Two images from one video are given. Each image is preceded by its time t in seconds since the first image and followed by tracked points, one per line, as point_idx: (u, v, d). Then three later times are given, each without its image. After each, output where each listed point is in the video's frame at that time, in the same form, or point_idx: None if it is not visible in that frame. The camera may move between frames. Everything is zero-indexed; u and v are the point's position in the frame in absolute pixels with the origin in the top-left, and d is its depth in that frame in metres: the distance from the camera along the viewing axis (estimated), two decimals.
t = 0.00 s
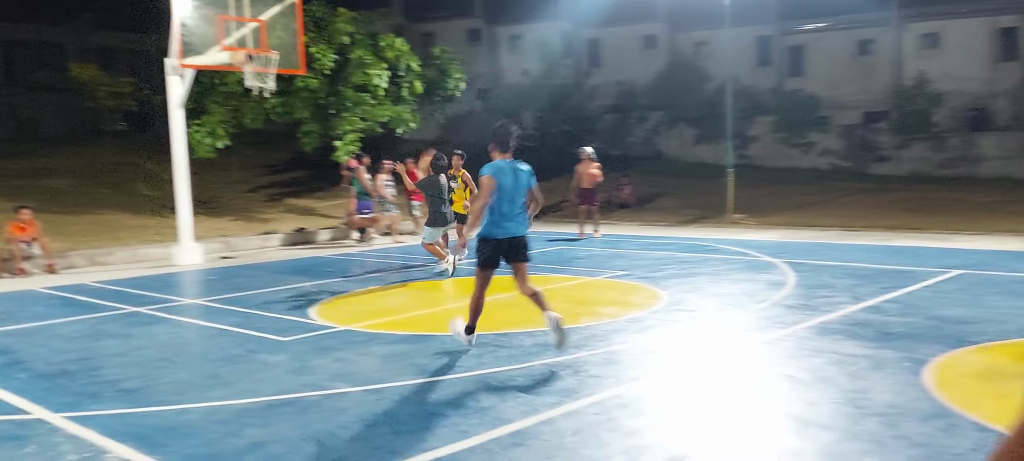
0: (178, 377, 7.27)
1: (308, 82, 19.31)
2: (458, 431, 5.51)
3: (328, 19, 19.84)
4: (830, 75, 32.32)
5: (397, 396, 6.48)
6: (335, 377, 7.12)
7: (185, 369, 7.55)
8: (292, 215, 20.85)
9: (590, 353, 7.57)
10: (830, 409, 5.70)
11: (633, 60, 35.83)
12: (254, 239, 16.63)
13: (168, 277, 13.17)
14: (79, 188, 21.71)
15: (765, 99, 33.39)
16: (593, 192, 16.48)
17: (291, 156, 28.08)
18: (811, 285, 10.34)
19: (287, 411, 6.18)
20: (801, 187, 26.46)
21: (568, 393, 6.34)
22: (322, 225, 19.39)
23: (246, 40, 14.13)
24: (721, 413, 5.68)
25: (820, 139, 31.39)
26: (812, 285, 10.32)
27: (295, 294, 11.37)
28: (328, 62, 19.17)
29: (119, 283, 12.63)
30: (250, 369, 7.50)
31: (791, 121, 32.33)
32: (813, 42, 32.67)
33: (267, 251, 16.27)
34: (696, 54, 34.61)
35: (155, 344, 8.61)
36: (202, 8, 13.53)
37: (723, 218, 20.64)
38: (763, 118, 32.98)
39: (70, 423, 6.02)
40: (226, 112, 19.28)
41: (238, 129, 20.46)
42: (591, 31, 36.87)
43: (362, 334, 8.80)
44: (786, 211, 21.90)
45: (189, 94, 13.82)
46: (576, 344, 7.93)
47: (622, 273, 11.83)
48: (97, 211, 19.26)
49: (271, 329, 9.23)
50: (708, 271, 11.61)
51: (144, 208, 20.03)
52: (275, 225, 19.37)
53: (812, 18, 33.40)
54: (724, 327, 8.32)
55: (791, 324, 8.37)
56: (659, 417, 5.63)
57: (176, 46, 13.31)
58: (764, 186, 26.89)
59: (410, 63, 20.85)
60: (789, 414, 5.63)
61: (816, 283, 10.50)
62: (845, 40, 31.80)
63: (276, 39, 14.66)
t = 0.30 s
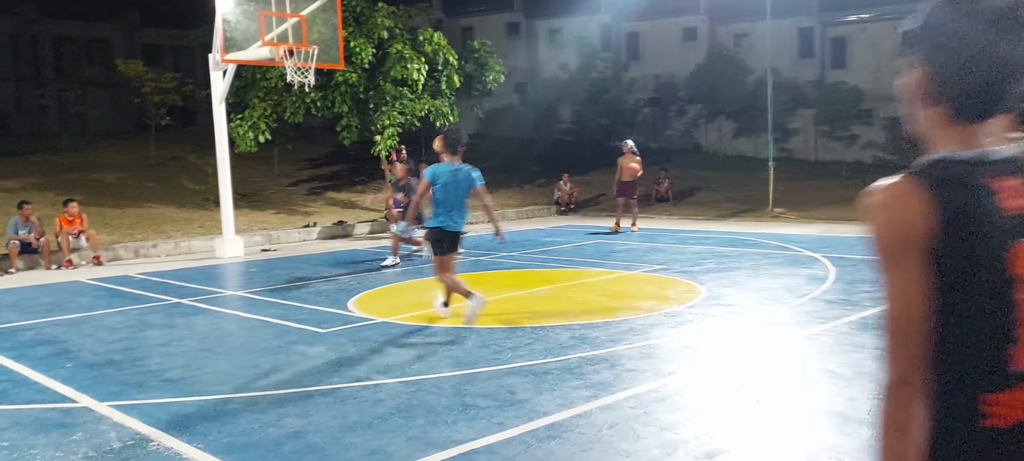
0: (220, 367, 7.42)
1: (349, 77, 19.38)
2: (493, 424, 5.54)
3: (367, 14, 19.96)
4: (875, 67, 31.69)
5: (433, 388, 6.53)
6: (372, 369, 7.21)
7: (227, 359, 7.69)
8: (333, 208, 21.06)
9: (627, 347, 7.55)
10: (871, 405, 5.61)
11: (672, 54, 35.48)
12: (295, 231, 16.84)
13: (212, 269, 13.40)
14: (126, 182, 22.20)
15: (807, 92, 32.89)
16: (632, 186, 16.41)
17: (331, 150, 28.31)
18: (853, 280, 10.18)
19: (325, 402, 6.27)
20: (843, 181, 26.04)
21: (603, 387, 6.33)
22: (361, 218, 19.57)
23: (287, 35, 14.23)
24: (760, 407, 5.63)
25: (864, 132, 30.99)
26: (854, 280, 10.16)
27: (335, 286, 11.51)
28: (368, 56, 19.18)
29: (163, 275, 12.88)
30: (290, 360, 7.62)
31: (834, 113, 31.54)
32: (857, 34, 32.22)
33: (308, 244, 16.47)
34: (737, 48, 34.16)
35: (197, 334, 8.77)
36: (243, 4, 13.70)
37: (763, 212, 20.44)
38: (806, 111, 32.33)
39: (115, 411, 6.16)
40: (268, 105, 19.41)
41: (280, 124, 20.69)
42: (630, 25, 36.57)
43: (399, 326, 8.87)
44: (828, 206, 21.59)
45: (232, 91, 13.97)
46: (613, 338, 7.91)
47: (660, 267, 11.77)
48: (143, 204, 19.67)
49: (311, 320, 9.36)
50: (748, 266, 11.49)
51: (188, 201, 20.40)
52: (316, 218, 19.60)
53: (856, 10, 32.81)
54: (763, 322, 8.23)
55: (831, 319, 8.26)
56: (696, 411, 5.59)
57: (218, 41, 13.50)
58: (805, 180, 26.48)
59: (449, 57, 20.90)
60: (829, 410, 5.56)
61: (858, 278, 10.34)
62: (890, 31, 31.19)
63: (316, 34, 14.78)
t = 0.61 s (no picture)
0: (226, 364, 7.44)
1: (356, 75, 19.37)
2: (497, 422, 5.54)
3: (375, 13, 19.95)
4: (884, 67, 31.68)
5: (438, 386, 6.53)
6: (377, 366, 7.22)
7: (233, 357, 7.71)
8: (341, 206, 21.11)
9: (632, 345, 7.54)
10: (877, 404, 5.59)
11: (679, 54, 35.16)
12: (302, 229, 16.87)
13: (219, 266, 13.43)
14: (134, 179, 22.26)
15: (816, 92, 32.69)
16: (639, 185, 16.37)
17: (339, 148, 28.36)
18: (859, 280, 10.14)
19: (330, 399, 6.27)
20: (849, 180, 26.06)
21: (607, 385, 6.31)
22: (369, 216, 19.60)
23: (295, 33, 14.24)
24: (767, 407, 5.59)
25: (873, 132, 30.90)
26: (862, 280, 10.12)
27: (341, 284, 11.51)
28: (376, 54, 19.21)
29: (170, 272, 12.92)
30: (295, 357, 7.63)
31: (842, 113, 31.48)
32: (865, 34, 32.05)
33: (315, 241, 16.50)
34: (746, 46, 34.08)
35: (204, 331, 8.80)
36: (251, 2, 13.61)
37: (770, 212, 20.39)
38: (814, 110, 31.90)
39: (121, 407, 6.18)
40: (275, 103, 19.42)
41: (288, 121, 20.68)
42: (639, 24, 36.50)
43: (405, 324, 8.88)
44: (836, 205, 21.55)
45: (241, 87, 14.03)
46: (619, 337, 7.89)
47: (666, 266, 11.75)
48: (151, 201, 19.72)
49: (317, 318, 9.37)
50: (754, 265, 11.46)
51: (196, 199, 20.45)
52: (323, 216, 19.64)
53: (865, 10, 32.75)
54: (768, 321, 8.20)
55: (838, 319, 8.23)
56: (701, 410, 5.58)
57: (227, 40, 13.44)
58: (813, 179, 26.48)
59: (457, 55, 20.88)
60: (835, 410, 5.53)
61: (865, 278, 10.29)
62: (900, 30, 31.22)
63: (322, 32, 14.78)
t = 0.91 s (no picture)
0: (220, 363, 7.42)
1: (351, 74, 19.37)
2: (491, 421, 5.54)
3: (371, 12, 19.93)
4: (880, 68, 31.74)
5: (432, 385, 6.53)
6: (372, 365, 7.21)
7: (227, 356, 7.69)
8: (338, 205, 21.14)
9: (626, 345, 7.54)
10: (870, 404, 5.61)
11: (677, 53, 35.35)
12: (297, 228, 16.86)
13: (214, 265, 13.42)
14: (130, 178, 22.24)
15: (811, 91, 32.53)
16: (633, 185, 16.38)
17: (335, 148, 28.37)
18: (853, 280, 10.16)
19: (324, 398, 6.26)
20: (845, 179, 26.23)
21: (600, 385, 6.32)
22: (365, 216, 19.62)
23: (290, 33, 14.23)
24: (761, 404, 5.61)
25: (868, 132, 30.98)
26: (855, 280, 10.15)
27: (336, 283, 11.51)
28: (372, 53, 19.22)
29: (165, 271, 12.90)
30: (290, 356, 7.63)
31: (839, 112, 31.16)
32: (862, 34, 32.10)
33: (310, 240, 16.50)
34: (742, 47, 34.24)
35: (198, 330, 8.78)
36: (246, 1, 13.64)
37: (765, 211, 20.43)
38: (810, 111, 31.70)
39: (115, 406, 6.16)
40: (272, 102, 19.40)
41: (284, 120, 20.66)
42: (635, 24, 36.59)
43: (399, 323, 8.87)
44: (830, 205, 21.61)
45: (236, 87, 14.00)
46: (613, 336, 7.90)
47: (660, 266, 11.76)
48: (147, 200, 19.70)
49: (312, 317, 9.36)
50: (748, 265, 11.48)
51: (193, 198, 20.44)
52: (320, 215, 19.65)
53: (860, 11, 32.89)
54: (763, 321, 8.20)
55: (832, 318, 8.24)
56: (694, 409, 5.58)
57: (222, 39, 13.44)
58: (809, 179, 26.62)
59: (453, 55, 20.88)
60: (828, 408, 5.54)
61: (859, 277, 10.31)
62: (895, 31, 31.33)
63: (318, 31, 14.75)
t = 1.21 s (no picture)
0: (219, 363, 7.43)
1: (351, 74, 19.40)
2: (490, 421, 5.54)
3: (371, 12, 19.95)
4: (880, 68, 31.72)
5: (431, 384, 6.54)
6: (371, 365, 7.22)
7: (226, 355, 7.70)
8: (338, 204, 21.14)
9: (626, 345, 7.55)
10: (869, 405, 5.62)
11: (676, 53, 35.34)
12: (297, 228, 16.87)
13: (214, 265, 13.43)
14: (130, 177, 22.23)
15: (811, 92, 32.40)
16: (632, 184, 16.40)
17: (335, 148, 28.35)
18: (853, 281, 10.16)
19: (323, 398, 6.27)
20: (846, 180, 26.24)
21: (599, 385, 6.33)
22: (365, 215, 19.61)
23: (290, 32, 14.24)
24: (761, 406, 5.63)
25: (869, 133, 31.00)
26: (854, 281, 10.15)
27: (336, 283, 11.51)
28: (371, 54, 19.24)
29: (166, 270, 12.92)
30: (289, 356, 7.64)
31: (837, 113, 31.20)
32: (862, 34, 32.04)
33: (310, 240, 16.49)
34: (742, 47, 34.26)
35: (198, 329, 8.80)
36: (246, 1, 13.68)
37: (764, 212, 20.45)
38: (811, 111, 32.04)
39: (115, 405, 6.18)
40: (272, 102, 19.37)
41: (284, 119, 20.65)
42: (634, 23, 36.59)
43: (398, 322, 8.89)
44: (830, 205, 21.64)
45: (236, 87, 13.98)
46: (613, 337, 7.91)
47: (659, 266, 11.76)
48: (147, 199, 19.70)
49: (311, 316, 9.37)
50: (748, 265, 11.48)
51: (193, 198, 20.43)
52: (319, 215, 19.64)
53: (860, 11, 32.89)
54: (763, 322, 8.21)
55: (831, 319, 8.24)
56: (693, 409, 5.61)
57: (221, 38, 13.45)
58: (810, 179, 26.64)
59: (453, 55, 20.87)
60: (826, 409, 5.56)
61: (858, 278, 10.32)
62: (895, 31, 31.28)
63: (318, 31, 14.74)
